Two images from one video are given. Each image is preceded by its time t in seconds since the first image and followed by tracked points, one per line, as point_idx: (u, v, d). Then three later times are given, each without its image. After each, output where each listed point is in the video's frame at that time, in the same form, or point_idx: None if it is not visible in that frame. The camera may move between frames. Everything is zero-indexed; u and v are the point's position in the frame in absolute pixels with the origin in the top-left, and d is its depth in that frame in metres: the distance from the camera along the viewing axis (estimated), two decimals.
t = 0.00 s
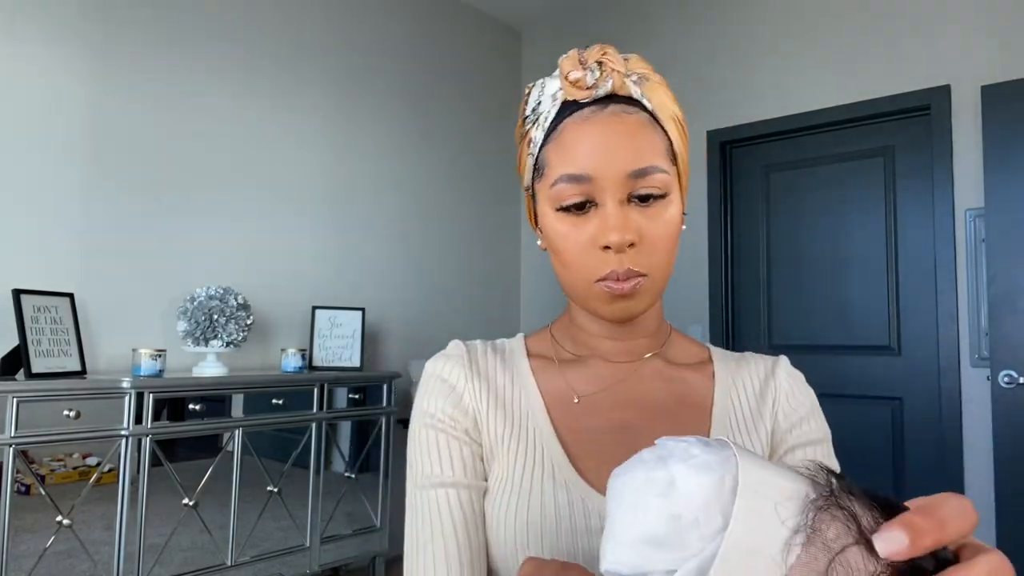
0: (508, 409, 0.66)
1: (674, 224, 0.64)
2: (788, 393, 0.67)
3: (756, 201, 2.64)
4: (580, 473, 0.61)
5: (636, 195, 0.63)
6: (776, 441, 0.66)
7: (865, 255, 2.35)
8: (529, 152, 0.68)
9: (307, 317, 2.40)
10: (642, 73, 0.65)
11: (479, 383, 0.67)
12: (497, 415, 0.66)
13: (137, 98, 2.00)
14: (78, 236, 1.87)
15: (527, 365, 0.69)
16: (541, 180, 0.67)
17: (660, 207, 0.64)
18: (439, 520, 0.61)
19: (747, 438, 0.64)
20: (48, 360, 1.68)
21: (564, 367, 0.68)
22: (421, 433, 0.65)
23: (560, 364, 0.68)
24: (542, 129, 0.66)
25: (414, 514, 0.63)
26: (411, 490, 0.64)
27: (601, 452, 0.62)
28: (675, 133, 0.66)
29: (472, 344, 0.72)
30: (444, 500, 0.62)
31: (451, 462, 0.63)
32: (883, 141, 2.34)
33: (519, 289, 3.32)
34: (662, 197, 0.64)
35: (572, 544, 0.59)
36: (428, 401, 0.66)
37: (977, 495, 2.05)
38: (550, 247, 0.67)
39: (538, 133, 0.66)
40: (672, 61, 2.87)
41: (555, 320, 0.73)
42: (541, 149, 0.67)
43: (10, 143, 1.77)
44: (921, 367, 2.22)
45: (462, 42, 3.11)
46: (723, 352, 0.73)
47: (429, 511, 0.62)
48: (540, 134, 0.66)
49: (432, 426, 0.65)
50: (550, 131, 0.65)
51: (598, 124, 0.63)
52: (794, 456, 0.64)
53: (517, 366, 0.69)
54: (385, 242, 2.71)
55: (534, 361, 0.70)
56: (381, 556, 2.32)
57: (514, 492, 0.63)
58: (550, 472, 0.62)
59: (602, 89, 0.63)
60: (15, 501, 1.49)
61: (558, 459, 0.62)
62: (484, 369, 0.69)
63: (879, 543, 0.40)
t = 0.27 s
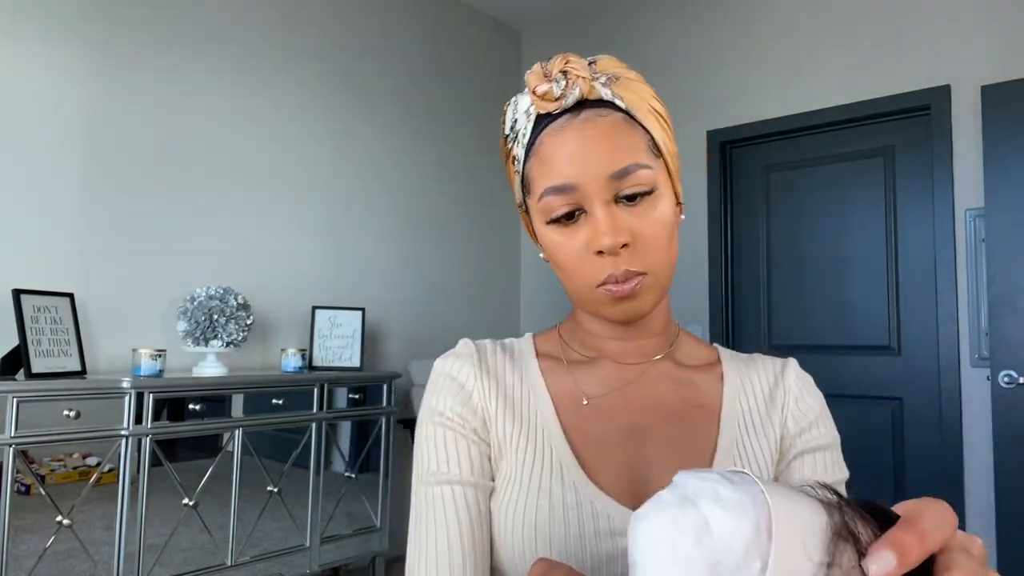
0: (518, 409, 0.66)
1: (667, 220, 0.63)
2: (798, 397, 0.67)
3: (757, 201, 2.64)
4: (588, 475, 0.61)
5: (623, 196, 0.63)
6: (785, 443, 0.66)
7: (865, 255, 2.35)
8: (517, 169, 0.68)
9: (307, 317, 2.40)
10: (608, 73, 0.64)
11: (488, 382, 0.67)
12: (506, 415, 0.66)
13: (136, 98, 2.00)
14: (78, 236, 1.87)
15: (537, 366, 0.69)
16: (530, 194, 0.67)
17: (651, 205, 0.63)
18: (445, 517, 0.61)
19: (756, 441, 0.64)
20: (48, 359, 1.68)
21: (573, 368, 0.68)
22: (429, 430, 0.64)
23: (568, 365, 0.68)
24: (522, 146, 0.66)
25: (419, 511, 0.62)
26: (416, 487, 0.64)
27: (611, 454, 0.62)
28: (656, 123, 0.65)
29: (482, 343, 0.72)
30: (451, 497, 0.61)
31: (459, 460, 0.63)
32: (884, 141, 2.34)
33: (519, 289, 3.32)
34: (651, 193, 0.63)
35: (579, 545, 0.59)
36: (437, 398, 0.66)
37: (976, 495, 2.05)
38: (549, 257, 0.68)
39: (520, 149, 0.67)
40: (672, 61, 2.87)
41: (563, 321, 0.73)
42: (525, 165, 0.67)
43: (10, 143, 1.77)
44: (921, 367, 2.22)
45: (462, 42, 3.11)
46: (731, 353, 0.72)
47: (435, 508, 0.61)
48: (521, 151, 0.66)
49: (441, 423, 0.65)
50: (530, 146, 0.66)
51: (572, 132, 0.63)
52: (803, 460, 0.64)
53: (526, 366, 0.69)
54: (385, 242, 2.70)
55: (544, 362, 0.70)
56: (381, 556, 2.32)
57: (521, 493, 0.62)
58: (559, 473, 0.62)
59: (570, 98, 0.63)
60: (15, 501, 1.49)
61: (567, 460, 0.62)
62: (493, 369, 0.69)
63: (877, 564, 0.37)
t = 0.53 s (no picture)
0: (523, 410, 0.66)
1: (661, 216, 0.63)
2: (805, 397, 0.67)
3: (757, 201, 2.64)
4: (595, 476, 0.61)
5: (614, 196, 0.62)
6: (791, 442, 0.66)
7: (865, 255, 2.35)
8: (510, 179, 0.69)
9: (307, 317, 2.40)
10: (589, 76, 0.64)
11: (492, 382, 0.67)
12: (510, 416, 0.65)
13: (136, 98, 2.00)
14: (78, 236, 1.87)
15: (541, 366, 0.69)
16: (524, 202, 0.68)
17: (643, 202, 0.63)
18: (448, 518, 0.60)
19: (764, 441, 0.64)
20: (48, 359, 1.68)
21: (577, 368, 0.68)
22: (432, 431, 0.64)
23: (573, 364, 0.68)
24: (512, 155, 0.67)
25: (421, 511, 0.62)
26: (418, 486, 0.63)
27: (617, 454, 0.62)
28: (642, 121, 0.65)
29: (485, 343, 0.72)
30: (454, 498, 0.61)
31: (463, 461, 0.63)
32: (884, 141, 2.34)
33: (519, 289, 3.32)
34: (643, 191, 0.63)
35: (585, 545, 0.60)
36: (441, 398, 0.66)
37: (976, 494, 2.05)
38: (546, 262, 0.68)
39: (511, 158, 0.68)
40: (672, 61, 2.87)
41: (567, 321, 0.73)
42: (517, 173, 0.67)
43: (10, 143, 1.77)
44: (921, 367, 2.22)
45: (462, 42, 3.11)
46: (737, 351, 0.72)
47: (437, 508, 0.61)
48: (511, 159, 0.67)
49: (445, 423, 0.64)
50: (519, 153, 0.66)
51: (558, 136, 0.63)
52: (810, 461, 0.64)
53: (530, 366, 0.69)
54: (385, 242, 2.70)
55: (548, 362, 0.69)
56: (381, 557, 2.32)
57: (527, 493, 0.62)
58: (565, 474, 0.62)
59: (553, 103, 0.63)
60: (15, 502, 1.49)
61: (573, 461, 0.62)
62: (497, 369, 0.68)
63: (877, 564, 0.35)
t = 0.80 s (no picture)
0: (522, 411, 0.66)
1: (650, 212, 0.63)
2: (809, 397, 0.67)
3: (757, 201, 2.64)
4: (595, 476, 0.61)
5: (602, 193, 0.63)
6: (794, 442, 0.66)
7: (865, 255, 2.35)
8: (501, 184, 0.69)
9: (307, 317, 2.40)
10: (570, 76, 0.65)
11: (492, 382, 0.67)
12: (509, 416, 0.65)
13: (136, 98, 2.00)
14: (77, 236, 1.87)
15: (541, 366, 0.69)
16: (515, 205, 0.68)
17: (631, 199, 0.63)
18: (445, 519, 0.60)
19: (766, 440, 0.64)
20: (48, 359, 1.68)
21: (578, 368, 0.68)
22: (430, 431, 0.64)
23: (572, 364, 0.68)
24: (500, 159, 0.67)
25: (416, 512, 0.61)
26: (415, 487, 0.63)
27: (617, 454, 0.62)
28: (626, 119, 0.65)
29: (484, 342, 0.72)
30: (451, 498, 0.61)
31: (462, 462, 0.63)
32: (884, 141, 2.34)
33: (519, 289, 3.32)
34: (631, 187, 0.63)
35: (585, 546, 0.60)
36: (440, 399, 0.66)
37: (976, 495, 2.05)
38: (540, 264, 0.68)
39: (499, 164, 0.68)
40: (672, 60, 2.86)
41: (566, 321, 0.73)
42: (506, 177, 0.68)
43: (10, 143, 1.77)
44: (921, 367, 2.22)
45: (462, 42, 3.11)
46: (738, 349, 0.72)
47: (434, 509, 0.61)
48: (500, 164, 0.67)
49: (444, 424, 0.64)
50: (506, 157, 0.67)
51: (542, 137, 0.63)
52: (814, 461, 0.64)
53: (529, 366, 0.69)
54: (385, 242, 2.70)
55: (548, 362, 0.69)
56: (381, 557, 2.32)
57: (526, 494, 0.62)
58: (564, 474, 0.62)
59: (536, 105, 0.64)
60: (15, 502, 1.49)
61: (573, 461, 0.62)
62: (497, 369, 0.69)
63: None
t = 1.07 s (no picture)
0: (520, 413, 0.66)
1: (641, 206, 0.63)
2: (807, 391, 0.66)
3: (757, 201, 2.64)
4: (594, 476, 0.61)
5: (591, 189, 0.63)
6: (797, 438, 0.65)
7: (865, 254, 2.35)
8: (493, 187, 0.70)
9: (307, 317, 2.40)
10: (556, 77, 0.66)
11: (489, 383, 0.67)
12: (507, 417, 0.66)
13: (136, 98, 2.00)
14: (77, 236, 1.87)
15: (538, 366, 0.69)
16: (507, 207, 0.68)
17: (620, 193, 0.64)
18: (441, 522, 0.60)
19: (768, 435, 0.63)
20: (48, 359, 1.68)
21: (576, 368, 0.68)
22: (427, 433, 0.64)
23: (569, 364, 0.69)
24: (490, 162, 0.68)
25: (414, 515, 0.61)
26: (411, 489, 0.62)
27: (617, 454, 0.62)
28: (613, 117, 0.66)
29: (482, 344, 0.72)
30: (447, 501, 0.60)
31: (459, 464, 0.63)
32: (884, 140, 2.34)
33: (519, 289, 3.32)
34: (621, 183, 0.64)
35: (586, 546, 0.59)
36: (436, 400, 0.66)
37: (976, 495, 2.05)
38: (535, 264, 0.68)
39: (490, 167, 0.69)
40: (672, 60, 2.86)
41: (562, 321, 0.74)
42: (497, 180, 0.68)
43: (10, 143, 1.77)
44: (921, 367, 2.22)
45: (462, 42, 3.11)
46: (737, 346, 0.72)
47: (430, 512, 0.60)
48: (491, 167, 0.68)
49: (441, 426, 0.64)
50: (496, 160, 0.67)
51: (529, 137, 0.64)
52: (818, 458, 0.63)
53: (527, 367, 0.70)
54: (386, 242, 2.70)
55: (546, 362, 0.70)
56: (381, 557, 2.32)
57: (525, 495, 0.62)
58: (563, 474, 0.62)
59: (522, 105, 0.64)
60: (15, 502, 1.49)
61: (572, 461, 0.62)
62: (494, 370, 0.69)
63: None
